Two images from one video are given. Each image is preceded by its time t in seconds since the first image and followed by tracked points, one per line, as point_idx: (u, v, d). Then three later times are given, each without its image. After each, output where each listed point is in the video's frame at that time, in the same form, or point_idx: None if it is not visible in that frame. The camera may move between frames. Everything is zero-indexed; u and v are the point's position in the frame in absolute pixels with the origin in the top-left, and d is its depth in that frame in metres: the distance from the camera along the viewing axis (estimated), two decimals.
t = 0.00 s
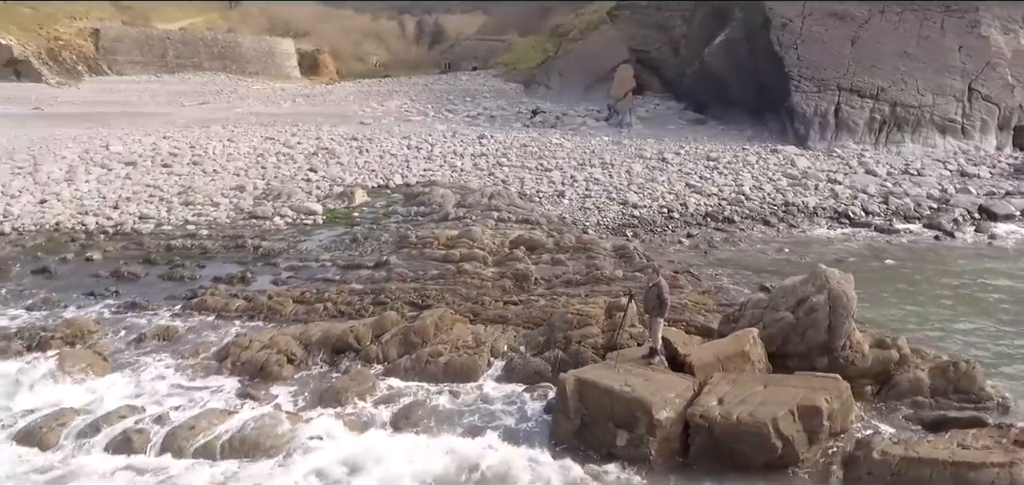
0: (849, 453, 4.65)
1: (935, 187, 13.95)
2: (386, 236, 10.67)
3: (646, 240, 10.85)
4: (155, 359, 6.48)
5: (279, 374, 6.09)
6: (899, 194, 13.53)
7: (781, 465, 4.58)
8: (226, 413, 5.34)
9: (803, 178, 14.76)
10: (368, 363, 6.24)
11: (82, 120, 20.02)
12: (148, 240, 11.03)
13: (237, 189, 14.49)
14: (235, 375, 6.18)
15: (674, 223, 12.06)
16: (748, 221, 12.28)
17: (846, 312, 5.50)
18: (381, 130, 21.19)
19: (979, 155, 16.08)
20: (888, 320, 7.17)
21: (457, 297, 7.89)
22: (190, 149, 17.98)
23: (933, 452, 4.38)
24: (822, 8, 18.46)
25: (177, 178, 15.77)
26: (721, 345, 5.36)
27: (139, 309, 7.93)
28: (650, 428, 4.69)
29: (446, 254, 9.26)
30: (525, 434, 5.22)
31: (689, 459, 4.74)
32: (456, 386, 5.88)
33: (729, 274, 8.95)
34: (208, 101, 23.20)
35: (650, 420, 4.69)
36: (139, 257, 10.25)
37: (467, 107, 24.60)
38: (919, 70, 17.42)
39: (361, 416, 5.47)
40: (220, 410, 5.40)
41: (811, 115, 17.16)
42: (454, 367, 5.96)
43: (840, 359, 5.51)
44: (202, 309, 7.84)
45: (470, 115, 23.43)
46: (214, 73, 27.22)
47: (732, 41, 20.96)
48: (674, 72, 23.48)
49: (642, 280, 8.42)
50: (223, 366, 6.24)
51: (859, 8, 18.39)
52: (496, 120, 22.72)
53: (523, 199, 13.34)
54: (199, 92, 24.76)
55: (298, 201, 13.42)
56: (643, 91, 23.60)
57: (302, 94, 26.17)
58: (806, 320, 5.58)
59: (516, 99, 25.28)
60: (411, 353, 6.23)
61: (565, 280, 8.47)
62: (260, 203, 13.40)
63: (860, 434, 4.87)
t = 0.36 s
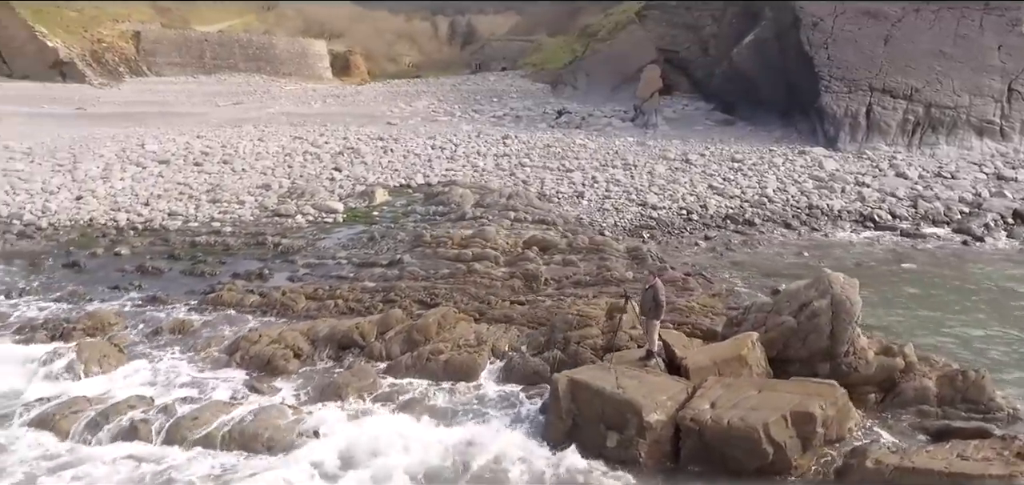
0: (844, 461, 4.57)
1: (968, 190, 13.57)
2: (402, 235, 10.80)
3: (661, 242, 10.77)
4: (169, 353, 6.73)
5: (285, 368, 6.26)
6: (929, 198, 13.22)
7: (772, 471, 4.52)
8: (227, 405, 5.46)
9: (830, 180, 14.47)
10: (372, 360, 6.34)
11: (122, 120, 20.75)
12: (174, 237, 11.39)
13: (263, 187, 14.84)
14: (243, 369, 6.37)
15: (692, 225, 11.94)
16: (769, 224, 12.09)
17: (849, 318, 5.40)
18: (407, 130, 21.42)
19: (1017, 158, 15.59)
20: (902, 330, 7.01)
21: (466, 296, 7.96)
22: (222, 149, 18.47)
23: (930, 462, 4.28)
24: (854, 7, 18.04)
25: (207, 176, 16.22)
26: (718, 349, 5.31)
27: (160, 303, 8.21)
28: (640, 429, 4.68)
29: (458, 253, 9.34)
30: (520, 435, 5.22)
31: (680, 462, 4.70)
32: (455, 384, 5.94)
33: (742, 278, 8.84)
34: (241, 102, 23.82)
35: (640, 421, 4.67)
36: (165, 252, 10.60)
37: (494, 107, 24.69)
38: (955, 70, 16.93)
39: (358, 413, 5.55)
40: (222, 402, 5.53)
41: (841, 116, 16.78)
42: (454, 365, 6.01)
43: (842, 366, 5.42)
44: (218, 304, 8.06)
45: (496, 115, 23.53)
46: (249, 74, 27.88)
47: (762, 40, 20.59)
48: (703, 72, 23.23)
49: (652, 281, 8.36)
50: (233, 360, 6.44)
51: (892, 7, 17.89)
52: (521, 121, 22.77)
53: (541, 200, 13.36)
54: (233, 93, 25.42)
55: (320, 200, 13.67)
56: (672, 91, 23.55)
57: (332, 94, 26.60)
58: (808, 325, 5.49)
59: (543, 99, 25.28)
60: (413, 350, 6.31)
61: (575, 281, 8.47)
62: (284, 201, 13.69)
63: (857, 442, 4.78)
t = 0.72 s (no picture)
0: (837, 468, 4.49)
1: (1003, 194, 13.13)
2: (418, 234, 10.92)
3: (677, 244, 10.68)
4: (184, 346, 6.95)
5: (291, 363, 6.41)
6: (960, 201, 12.82)
7: (763, 477, 4.47)
8: (229, 397, 5.59)
9: (857, 183, 14.14)
10: (375, 356, 6.44)
11: (159, 119, 21.43)
12: (200, 233, 11.72)
13: (289, 186, 15.15)
14: (252, 362, 6.55)
15: (711, 228, 11.80)
16: (791, 227, 11.88)
17: (851, 323, 5.29)
18: (433, 130, 21.60)
19: None
20: (915, 340, 6.86)
21: (474, 295, 8.03)
22: (252, 148, 18.93)
23: (924, 472, 4.19)
24: (888, 6, 17.61)
25: (236, 174, 16.63)
26: (715, 353, 5.27)
27: (179, 297, 8.47)
28: (630, 431, 4.67)
29: (470, 252, 9.41)
30: (514, 431, 5.23)
31: (671, 465, 4.68)
32: (454, 383, 5.99)
33: (756, 282, 8.72)
34: (273, 103, 24.37)
35: (630, 423, 4.67)
36: (190, 248, 10.92)
37: (520, 108, 24.74)
38: (994, 70, 16.40)
39: (356, 407, 5.64)
40: (226, 394, 5.68)
41: (872, 117, 16.36)
42: (454, 363, 6.07)
43: (843, 372, 5.32)
44: (234, 299, 8.28)
45: (521, 116, 23.58)
46: (282, 75, 28.42)
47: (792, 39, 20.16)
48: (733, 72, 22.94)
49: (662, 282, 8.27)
50: (243, 354, 6.62)
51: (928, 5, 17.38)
52: (546, 121, 22.77)
53: (559, 201, 13.35)
54: (266, 93, 25.99)
55: (343, 198, 13.90)
56: (701, 91, 23.39)
57: (362, 94, 26.98)
58: (808, 330, 5.40)
59: (570, 99, 25.23)
60: (416, 348, 6.40)
61: (585, 281, 8.47)
62: (308, 199, 13.95)
63: (853, 450, 4.70)
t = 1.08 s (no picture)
0: (830, 475, 4.43)
1: None
2: (435, 233, 11.02)
3: (693, 246, 10.57)
4: (200, 339, 7.17)
5: (298, 357, 6.56)
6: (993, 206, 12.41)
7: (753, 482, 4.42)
8: (234, 391, 5.75)
9: (885, 186, 13.79)
10: (379, 353, 6.55)
11: (194, 119, 22.03)
12: (224, 230, 12.03)
13: (313, 185, 15.42)
14: (261, 356, 6.72)
15: (730, 230, 11.65)
16: (812, 230, 11.65)
17: (853, 329, 5.19)
18: (458, 130, 21.78)
19: None
20: (928, 349, 6.71)
21: (483, 294, 8.09)
22: (281, 148, 19.34)
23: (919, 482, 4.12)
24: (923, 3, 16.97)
25: (263, 173, 17.00)
26: (713, 356, 5.22)
27: (198, 292, 8.71)
28: (620, 432, 4.67)
29: (483, 252, 9.48)
30: (509, 428, 5.25)
31: (661, 467, 4.66)
32: (454, 381, 6.05)
33: (770, 285, 8.61)
34: (304, 103, 24.83)
35: (620, 425, 4.67)
36: (214, 245, 11.22)
37: (546, 108, 24.73)
38: None
39: (354, 402, 5.73)
40: (231, 387, 5.84)
41: (904, 119, 15.93)
42: (454, 362, 6.14)
43: (845, 378, 5.23)
44: (250, 295, 8.49)
45: (547, 116, 23.56)
46: (314, 76, 28.96)
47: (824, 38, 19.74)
48: (763, 72, 22.86)
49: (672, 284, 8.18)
50: (253, 347, 6.81)
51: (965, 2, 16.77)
52: (571, 122, 22.71)
53: (578, 201, 13.32)
54: (298, 94, 26.52)
55: (364, 197, 14.09)
56: (730, 91, 23.34)
57: (390, 95, 27.26)
58: (809, 334, 5.31)
59: (596, 100, 25.13)
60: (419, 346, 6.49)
61: (595, 283, 8.45)
62: (330, 198, 14.18)
63: (849, 457, 4.62)
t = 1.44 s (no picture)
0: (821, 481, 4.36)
1: None
2: (451, 232, 11.12)
3: (709, 249, 10.46)
4: (214, 333, 7.39)
5: (305, 352, 6.72)
6: None
7: None
8: (240, 383, 5.92)
9: (914, 189, 13.44)
10: (384, 350, 6.67)
11: (228, 119, 22.61)
12: (248, 228, 12.33)
13: (336, 184, 15.69)
14: (271, 350, 6.90)
15: (748, 233, 11.49)
16: (834, 233, 11.43)
17: (853, 335, 5.10)
18: (483, 131, 21.90)
19: None
20: (941, 358, 6.54)
21: (491, 294, 8.14)
22: (309, 147, 19.74)
23: None
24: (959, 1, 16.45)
25: (290, 171, 17.35)
26: (709, 358, 5.19)
27: (217, 287, 8.96)
28: (609, 433, 4.68)
29: (496, 251, 9.54)
30: (505, 427, 5.28)
31: (650, 468, 4.64)
32: (454, 379, 6.13)
33: (784, 289, 8.48)
34: (334, 104, 25.25)
35: (609, 425, 4.68)
36: (236, 241, 11.51)
37: (572, 109, 24.69)
38: None
39: (355, 396, 5.84)
40: (237, 381, 6.01)
41: (937, 120, 15.55)
42: (455, 360, 6.22)
43: (844, 384, 5.14)
44: (266, 290, 8.70)
45: (572, 117, 23.52)
46: (345, 77, 29.44)
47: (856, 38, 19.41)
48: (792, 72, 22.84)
49: (681, 287, 8.10)
50: (264, 342, 7.00)
51: None
52: (597, 122, 22.62)
53: (596, 202, 13.29)
54: (329, 94, 27.01)
55: (385, 196, 14.29)
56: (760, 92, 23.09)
57: (419, 95, 27.52)
58: (808, 339, 5.23)
59: (623, 101, 24.97)
60: (423, 343, 6.58)
61: (604, 284, 8.42)
62: (352, 197, 14.40)
63: (843, 464, 4.54)
